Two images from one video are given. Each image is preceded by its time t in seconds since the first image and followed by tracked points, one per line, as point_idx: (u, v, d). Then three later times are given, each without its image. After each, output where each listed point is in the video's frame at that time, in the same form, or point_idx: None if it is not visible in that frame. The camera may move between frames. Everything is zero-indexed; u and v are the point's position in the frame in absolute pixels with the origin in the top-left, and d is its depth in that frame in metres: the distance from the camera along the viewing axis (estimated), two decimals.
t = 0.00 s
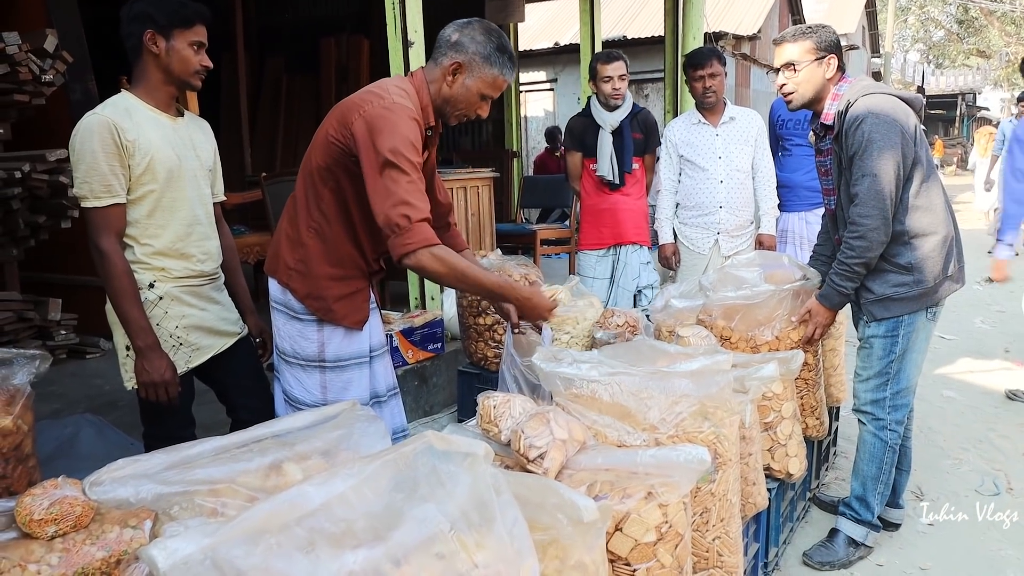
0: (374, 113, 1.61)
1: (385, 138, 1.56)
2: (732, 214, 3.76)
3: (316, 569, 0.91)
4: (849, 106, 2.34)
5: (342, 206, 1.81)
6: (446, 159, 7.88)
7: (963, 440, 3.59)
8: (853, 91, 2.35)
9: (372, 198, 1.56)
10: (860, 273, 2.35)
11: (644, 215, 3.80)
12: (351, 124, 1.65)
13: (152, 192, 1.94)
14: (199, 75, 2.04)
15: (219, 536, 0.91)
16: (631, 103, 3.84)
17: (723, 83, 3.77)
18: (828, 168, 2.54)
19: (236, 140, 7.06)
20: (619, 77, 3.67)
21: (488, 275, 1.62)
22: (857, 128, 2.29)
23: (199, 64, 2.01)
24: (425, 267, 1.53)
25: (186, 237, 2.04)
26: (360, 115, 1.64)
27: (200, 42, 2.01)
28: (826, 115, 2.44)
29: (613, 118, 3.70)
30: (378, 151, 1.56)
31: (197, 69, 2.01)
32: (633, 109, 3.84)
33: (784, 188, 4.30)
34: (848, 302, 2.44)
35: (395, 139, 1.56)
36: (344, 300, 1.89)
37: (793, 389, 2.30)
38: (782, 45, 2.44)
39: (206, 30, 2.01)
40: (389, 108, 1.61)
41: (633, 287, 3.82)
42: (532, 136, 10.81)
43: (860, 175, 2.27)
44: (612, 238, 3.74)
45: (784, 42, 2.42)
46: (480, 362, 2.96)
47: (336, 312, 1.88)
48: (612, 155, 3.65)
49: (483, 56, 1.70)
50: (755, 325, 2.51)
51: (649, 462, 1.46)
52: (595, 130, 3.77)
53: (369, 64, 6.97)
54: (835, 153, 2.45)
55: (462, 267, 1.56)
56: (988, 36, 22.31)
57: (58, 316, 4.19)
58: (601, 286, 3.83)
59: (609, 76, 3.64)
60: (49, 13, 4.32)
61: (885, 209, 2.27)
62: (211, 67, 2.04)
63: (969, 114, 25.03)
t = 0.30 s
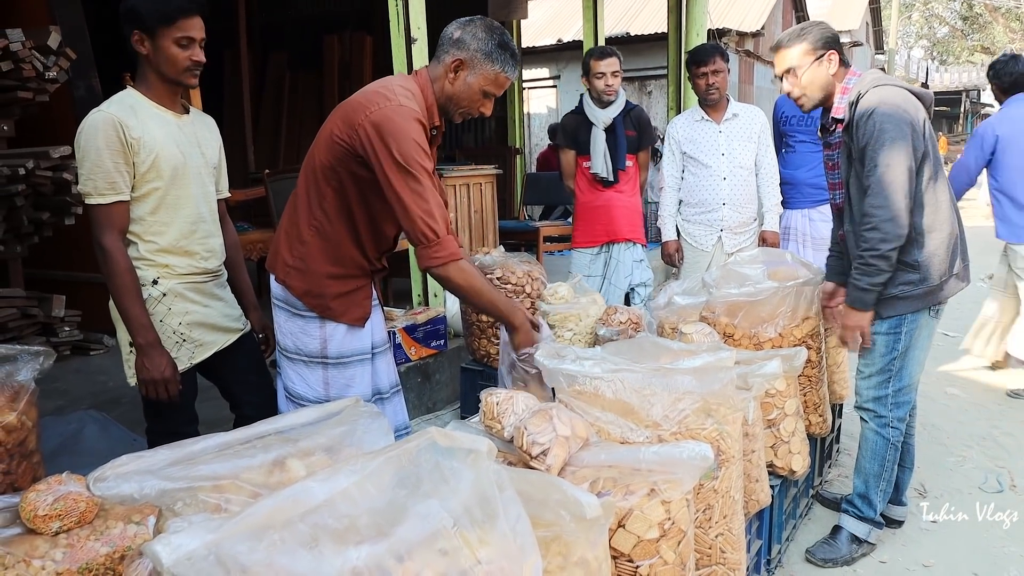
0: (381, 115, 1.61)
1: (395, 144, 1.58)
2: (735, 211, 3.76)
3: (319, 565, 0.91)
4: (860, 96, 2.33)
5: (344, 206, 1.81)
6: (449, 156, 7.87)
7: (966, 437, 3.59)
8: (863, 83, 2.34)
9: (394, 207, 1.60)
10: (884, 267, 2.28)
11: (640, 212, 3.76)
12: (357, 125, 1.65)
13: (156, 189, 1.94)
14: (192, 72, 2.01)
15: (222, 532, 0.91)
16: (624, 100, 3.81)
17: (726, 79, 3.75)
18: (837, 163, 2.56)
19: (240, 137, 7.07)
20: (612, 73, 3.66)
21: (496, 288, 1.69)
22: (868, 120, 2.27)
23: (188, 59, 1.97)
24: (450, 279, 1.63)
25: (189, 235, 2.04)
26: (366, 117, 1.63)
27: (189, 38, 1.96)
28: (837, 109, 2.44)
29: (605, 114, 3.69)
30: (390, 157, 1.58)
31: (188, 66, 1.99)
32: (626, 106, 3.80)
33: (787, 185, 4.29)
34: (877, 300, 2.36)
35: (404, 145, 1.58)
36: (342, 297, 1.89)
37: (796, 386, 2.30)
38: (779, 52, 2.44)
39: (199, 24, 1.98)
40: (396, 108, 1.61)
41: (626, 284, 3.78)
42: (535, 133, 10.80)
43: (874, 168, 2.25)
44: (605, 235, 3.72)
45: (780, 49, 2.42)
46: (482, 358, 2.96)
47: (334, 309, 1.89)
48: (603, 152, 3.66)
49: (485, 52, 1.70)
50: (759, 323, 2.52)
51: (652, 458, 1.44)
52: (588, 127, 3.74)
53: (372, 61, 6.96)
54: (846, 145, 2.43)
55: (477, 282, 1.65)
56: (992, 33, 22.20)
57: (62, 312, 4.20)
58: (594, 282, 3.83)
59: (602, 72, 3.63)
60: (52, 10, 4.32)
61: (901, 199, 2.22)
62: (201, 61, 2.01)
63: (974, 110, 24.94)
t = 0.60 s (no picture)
0: (396, 117, 1.59)
1: (410, 145, 1.55)
2: (738, 208, 3.75)
3: (323, 562, 0.91)
4: (878, 85, 2.31)
5: (358, 207, 1.81)
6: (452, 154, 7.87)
7: (970, 435, 3.58)
8: (880, 73, 2.33)
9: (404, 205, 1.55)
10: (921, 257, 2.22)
11: (626, 209, 3.74)
12: (373, 127, 1.63)
13: (159, 189, 1.95)
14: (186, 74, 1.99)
15: (226, 529, 0.92)
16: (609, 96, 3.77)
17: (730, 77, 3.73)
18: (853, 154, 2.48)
19: (243, 134, 7.07)
20: (596, 69, 3.63)
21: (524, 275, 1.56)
22: (890, 107, 2.25)
23: (178, 60, 1.95)
24: (455, 272, 1.55)
25: (192, 233, 2.04)
26: (382, 118, 1.61)
27: (175, 39, 1.93)
28: (853, 101, 2.42)
29: (589, 110, 3.64)
30: (402, 158, 1.55)
31: (178, 67, 1.96)
32: (611, 102, 3.76)
33: (792, 182, 4.27)
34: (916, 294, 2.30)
35: (419, 146, 1.54)
36: (352, 296, 1.91)
37: (800, 383, 2.30)
38: (773, 78, 2.48)
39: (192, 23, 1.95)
40: (411, 110, 1.59)
41: (611, 281, 3.74)
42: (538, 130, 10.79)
43: (903, 153, 2.21)
44: (590, 231, 3.69)
45: (774, 77, 2.46)
46: (485, 356, 2.96)
47: (344, 308, 1.90)
48: (586, 148, 3.63)
49: (490, 46, 1.70)
50: (762, 320, 2.52)
51: (655, 456, 1.44)
52: (572, 124, 3.71)
53: (375, 58, 6.96)
54: (861, 136, 2.38)
55: (495, 270, 1.53)
56: (997, 29, 22.10)
57: (66, 309, 4.21)
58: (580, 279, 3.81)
59: (585, 68, 3.62)
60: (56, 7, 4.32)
61: (932, 187, 2.19)
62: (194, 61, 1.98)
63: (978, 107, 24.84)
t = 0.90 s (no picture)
0: (416, 129, 1.60)
1: (435, 157, 1.58)
2: (743, 207, 3.74)
3: (331, 561, 0.91)
4: (895, 76, 2.31)
5: (368, 210, 1.82)
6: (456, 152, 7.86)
7: (975, 435, 3.57)
8: (896, 64, 2.33)
9: (438, 214, 1.60)
10: (920, 249, 2.22)
11: (618, 207, 3.75)
12: (390, 137, 1.64)
13: (166, 189, 1.95)
14: (191, 70, 1.98)
15: (235, 528, 0.92)
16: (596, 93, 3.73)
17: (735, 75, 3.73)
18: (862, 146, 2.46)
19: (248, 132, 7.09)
20: (584, 68, 3.60)
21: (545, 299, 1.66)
22: (907, 97, 2.25)
23: (176, 61, 1.93)
24: (497, 281, 1.63)
25: (199, 230, 2.05)
26: (400, 129, 1.62)
27: (170, 40, 1.91)
28: (867, 92, 2.41)
29: (578, 110, 3.60)
30: (428, 170, 1.59)
31: (177, 68, 1.94)
32: (599, 99, 3.73)
33: (797, 181, 4.26)
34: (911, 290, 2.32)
35: (443, 159, 1.58)
36: (359, 297, 1.91)
37: (806, 382, 2.29)
38: (788, 71, 2.47)
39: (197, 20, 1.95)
40: (430, 122, 1.61)
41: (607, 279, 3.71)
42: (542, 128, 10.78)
43: (917, 146, 2.21)
44: (585, 231, 3.69)
45: (788, 69, 2.45)
46: (490, 354, 2.95)
47: (351, 309, 1.90)
48: (578, 148, 3.61)
49: (504, 54, 1.70)
50: (767, 319, 2.50)
51: (662, 455, 1.44)
52: (562, 124, 3.66)
53: (379, 56, 6.95)
54: (873, 128, 2.38)
55: (523, 290, 1.64)
56: (1002, 28, 21.99)
57: (71, 307, 4.22)
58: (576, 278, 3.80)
59: (572, 68, 3.57)
60: (61, 5, 4.33)
61: (944, 180, 2.19)
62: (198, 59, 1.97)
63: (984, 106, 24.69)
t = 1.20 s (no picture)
0: (427, 129, 1.61)
1: (445, 157, 1.58)
2: (747, 206, 3.74)
3: (340, 560, 0.92)
4: (907, 72, 2.31)
5: (376, 209, 1.82)
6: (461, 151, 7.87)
7: (981, 435, 3.56)
8: (909, 62, 2.33)
9: (449, 214, 1.60)
10: (924, 245, 2.21)
11: (612, 207, 3.74)
12: (400, 137, 1.64)
13: (171, 186, 1.96)
14: (197, 67, 1.99)
15: (243, 526, 0.92)
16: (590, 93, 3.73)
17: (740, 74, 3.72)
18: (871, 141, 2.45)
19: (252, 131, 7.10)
20: (576, 69, 3.58)
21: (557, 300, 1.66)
22: (918, 94, 2.25)
23: (182, 59, 1.95)
24: (508, 281, 1.63)
25: (206, 227, 2.05)
26: (410, 129, 1.62)
27: (179, 38, 1.93)
28: (877, 88, 2.40)
29: (572, 111, 3.60)
30: (438, 170, 1.59)
31: (183, 65, 1.96)
32: (592, 100, 3.74)
33: (802, 180, 4.25)
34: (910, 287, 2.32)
35: (454, 159, 1.58)
36: (366, 295, 1.92)
37: (811, 382, 2.29)
38: (801, 68, 2.45)
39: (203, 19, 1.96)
40: (440, 123, 1.61)
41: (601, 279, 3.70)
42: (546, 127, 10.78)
43: (928, 143, 2.20)
44: (580, 231, 3.68)
45: (802, 66, 2.43)
46: (494, 354, 2.96)
47: (358, 308, 1.91)
48: (572, 150, 3.59)
49: (514, 57, 1.71)
50: (772, 318, 2.50)
51: (668, 455, 1.44)
52: (555, 126, 3.65)
53: (383, 55, 6.96)
54: (882, 124, 2.37)
55: (532, 289, 1.63)
56: (1008, 27, 21.91)
57: (77, 305, 4.23)
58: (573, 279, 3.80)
59: (566, 69, 3.56)
60: (67, 4, 4.34)
61: (952, 177, 2.18)
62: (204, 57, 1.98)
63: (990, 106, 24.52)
